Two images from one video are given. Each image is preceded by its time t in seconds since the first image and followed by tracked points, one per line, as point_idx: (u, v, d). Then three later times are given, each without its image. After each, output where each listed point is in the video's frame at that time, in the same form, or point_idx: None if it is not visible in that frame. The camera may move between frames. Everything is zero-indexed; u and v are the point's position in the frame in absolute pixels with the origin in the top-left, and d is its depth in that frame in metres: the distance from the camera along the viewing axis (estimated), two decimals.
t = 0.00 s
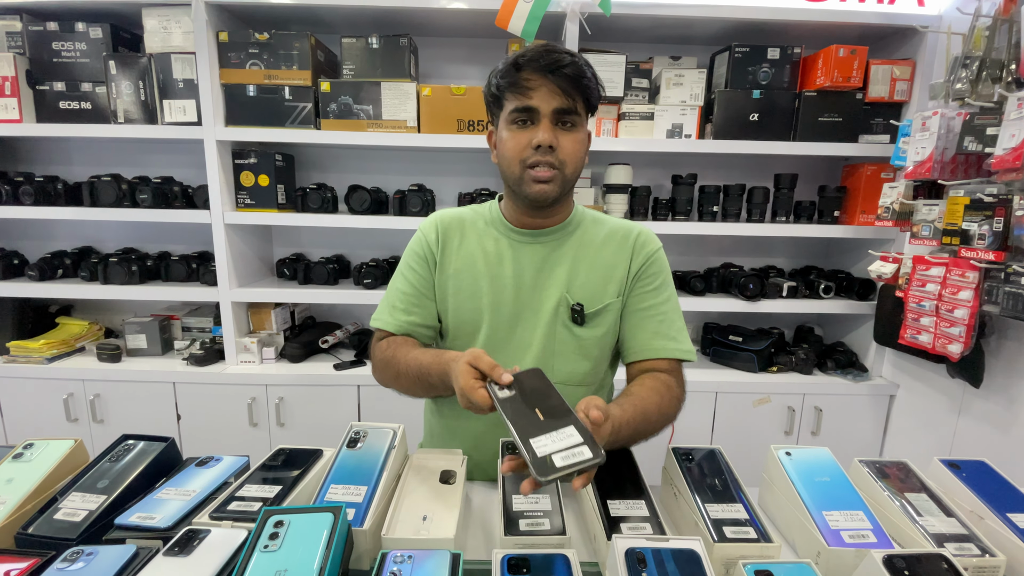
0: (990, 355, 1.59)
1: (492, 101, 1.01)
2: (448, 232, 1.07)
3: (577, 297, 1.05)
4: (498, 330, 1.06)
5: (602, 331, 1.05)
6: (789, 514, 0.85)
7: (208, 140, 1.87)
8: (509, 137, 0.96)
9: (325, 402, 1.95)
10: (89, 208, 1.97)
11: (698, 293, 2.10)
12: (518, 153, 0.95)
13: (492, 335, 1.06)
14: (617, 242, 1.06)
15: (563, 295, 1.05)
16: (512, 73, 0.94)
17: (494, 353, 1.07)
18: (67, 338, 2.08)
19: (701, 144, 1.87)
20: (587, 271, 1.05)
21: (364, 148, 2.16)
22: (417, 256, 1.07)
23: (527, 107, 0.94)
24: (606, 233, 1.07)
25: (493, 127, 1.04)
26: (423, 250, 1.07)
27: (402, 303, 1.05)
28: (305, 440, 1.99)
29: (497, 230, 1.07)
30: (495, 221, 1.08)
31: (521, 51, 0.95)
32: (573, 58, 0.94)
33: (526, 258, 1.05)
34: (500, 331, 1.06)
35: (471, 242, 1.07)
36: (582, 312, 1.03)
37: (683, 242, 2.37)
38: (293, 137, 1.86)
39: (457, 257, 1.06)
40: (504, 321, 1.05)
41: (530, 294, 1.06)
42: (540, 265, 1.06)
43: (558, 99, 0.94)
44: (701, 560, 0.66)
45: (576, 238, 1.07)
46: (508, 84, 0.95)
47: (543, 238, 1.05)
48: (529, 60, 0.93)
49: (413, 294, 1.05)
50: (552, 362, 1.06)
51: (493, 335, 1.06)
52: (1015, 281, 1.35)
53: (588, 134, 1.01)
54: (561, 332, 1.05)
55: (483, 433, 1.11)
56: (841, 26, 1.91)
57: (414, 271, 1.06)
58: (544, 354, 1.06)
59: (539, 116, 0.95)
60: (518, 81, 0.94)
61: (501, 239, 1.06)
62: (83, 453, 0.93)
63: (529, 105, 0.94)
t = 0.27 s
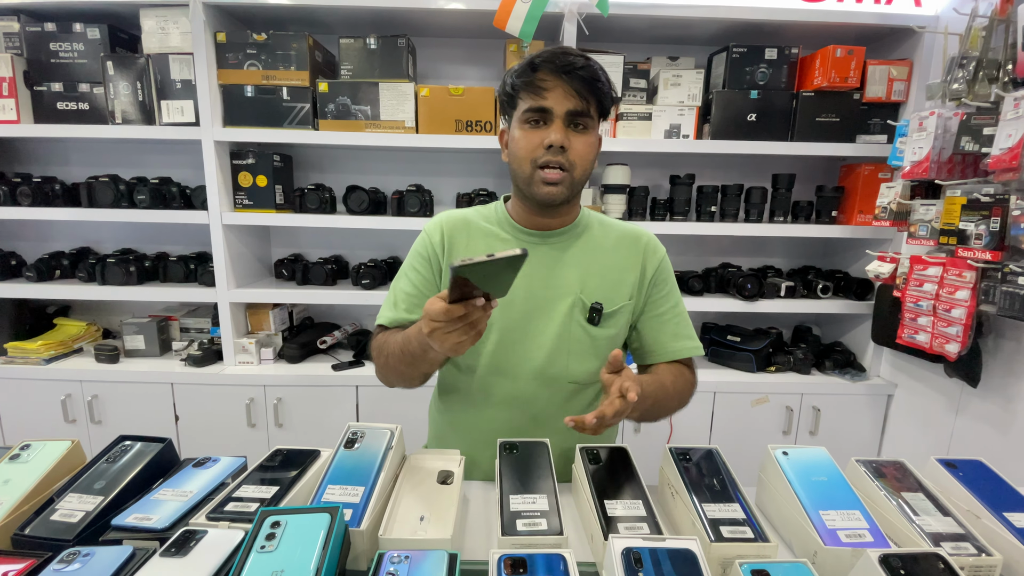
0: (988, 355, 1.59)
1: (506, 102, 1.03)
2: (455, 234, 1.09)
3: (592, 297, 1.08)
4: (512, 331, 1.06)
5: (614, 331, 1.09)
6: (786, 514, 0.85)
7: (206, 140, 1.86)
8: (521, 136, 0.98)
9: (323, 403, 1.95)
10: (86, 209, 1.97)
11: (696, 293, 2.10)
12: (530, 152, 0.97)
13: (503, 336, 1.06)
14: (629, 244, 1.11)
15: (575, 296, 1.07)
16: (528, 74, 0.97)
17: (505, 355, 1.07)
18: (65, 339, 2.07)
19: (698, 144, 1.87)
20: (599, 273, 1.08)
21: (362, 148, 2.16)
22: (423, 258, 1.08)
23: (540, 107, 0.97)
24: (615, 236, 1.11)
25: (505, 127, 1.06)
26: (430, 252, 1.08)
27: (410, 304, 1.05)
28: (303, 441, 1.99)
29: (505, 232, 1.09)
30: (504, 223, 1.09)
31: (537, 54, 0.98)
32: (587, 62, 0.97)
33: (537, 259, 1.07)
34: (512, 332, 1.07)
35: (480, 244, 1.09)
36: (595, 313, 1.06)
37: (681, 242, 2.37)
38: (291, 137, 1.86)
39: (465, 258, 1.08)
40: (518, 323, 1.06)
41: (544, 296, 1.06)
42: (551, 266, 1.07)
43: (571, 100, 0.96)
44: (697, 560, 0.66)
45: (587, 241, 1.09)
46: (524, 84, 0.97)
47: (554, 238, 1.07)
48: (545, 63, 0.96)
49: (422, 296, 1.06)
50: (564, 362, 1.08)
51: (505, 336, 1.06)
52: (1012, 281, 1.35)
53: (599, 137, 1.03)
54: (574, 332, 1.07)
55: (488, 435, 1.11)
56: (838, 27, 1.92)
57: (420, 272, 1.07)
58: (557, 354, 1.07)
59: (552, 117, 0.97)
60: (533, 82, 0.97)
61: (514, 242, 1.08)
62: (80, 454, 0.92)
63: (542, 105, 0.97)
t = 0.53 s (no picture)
0: (982, 355, 1.60)
1: (521, 105, 1.06)
2: (469, 235, 1.09)
3: (605, 303, 1.10)
4: (525, 333, 1.08)
5: (626, 335, 1.11)
6: (782, 513, 0.85)
7: (202, 141, 1.86)
8: (535, 140, 1.00)
9: (320, 404, 1.95)
10: (82, 210, 1.96)
11: (692, 294, 2.10)
12: (544, 155, 0.99)
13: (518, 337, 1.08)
14: (642, 251, 1.13)
15: (590, 299, 1.09)
16: (543, 78, 0.99)
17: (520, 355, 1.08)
18: (61, 340, 2.06)
19: (695, 145, 1.88)
20: (613, 277, 1.10)
21: (359, 149, 2.16)
22: (436, 257, 1.09)
23: (554, 111, 0.99)
24: (628, 241, 1.13)
25: (519, 130, 1.08)
26: (443, 252, 1.09)
27: (424, 303, 1.06)
28: (300, 442, 1.99)
29: (520, 234, 1.10)
30: (519, 225, 1.10)
31: (553, 58, 1.00)
32: (601, 67, 0.99)
33: (552, 262, 1.08)
34: (527, 334, 1.08)
35: (495, 245, 1.09)
36: (609, 316, 1.08)
37: (678, 243, 2.38)
38: (287, 138, 1.85)
39: (480, 259, 1.08)
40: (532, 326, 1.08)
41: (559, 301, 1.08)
42: (566, 269, 1.09)
43: (585, 105, 0.98)
44: (693, 559, 0.66)
45: (601, 245, 1.11)
46: (539, 88, 0.99)
47: (569, 240, 1.09)
48: (561, 67, 0.98)
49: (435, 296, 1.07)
50: (578, 363, 1.10)
51: (519, 338, 1.08)
52: (1006, 281, 1.36)
53: (611, 141, 1.05)
54: (589, 334, 1.09)
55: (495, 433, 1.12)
56: (834, 28, 1.93)
57: (434, 271, 1.08)
58: (571, 356, 1.09)
59: (566, 120, 0.99)
60: (548, 86, 0.99)
61: (529, 246, 1.09)
62: (76, 456, 0.92)
63: (557, 109, 0.98)
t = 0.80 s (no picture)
0: (976, 356, 1.61)
1: (536, 114, 1.05)
2: (484, 240, 1.10)
3: (620, 308, 1.10)
4: (541, 336, 1.08)
5: (640, 341, 1.12)
6: (778, 514, 0.86)
7: (197, 144, 1.86)
8: (550, 150, 1.00)
9: (316, 407, 1.94)
10: (76, 212, 1.95)
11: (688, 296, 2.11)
12: (558, 166, 0.99)
13: (531, 344, 1.08)
14: (656, 258, 1.14)
15: (603, 307, 1.09)
16: (558, 88, 0.99)
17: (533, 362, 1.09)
18: (55, 343, 2.05)
19: (690, 148, 1.89)
20: (627, 285, 1.11)
21: (356, 152, 2.16)
22: (451, 262, 1.09)
23: (569, 122, 0.99)
24: (641, 250, 1.13)
25: (534, 139, 1.08)
26: (458, 257, 1.09)
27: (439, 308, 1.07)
28: (296, 445, 1.98)
29: (534, 241, 1.10)
30: (533, 231, 1.10)
31: (568, 68, 0.99)
32: (617, 77, 0.98)
33: (566, 270, 1.09)
34: (540, 341, 1.09)
35: (509, 251, 1.09)
36: (623, 325, 1.09)
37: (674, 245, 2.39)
38: (283, 141, 1.85)
39: (494, 265, 1.08)
40: (547, 329, 1.08)
41: (575, 304, 1.08)
42: (580, 277, 1.09)
43: (600, 115, 0.98)
44: (690, 561, 0.66)
45: (615, 252, 1.12)
46: (553, 99, 0.99)
47: (583, 248, 1.09)
48: (576, 77, 0.98)
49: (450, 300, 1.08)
50: (591, 370, 1.10)
51: (533, 345, 1.08)
52: (999, 283, 1.38)
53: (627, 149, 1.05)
54: (602, 341, 1.09)
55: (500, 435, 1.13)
56: (827, 32, 1.95)
57: (449, 275, 1.09)
58: (584, 363, 1.10)
59: (581, 131, 0.99)
60: (563, 97, 0.98)
61: (547, 249, 1.09)
62: (71, 460, 0.91)
63: (571, 120, 0.98)
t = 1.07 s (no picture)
0: (962, 354, 1.64)
1: (540, 120, 1.07)
2: (488, 241, 1.11)
3: (622, 308, 1.11)
4: (544, 335, 1.09)
5: (641, 340, 1.13)
6: (767, 510, 0.87)
7: (190, 144, 1.85)
8: (554, 156, 1.02)
9: (309, 408, 1.94)
10: (67, 212, 1.94)
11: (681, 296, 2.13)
12: (562, 171, 1.01)
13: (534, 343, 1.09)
14: (656, 259, 1.16)
15: (606, 307, 1.10)
16: (562, 95, 1.00)
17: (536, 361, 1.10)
18: (45, 344, 2.03)
19: (682, 150, 1.91)
20: (629, 285, 1.12)
21: (349, 152, 2.16)
22: (456, 262, 1.10)
23: (573, 129, 1.00)
24: (642, 251, 1.15)
25: (538, 143, 1.10)
26: (463, 257, 1.11)
27: (443, 307, 1.08)
28: (290, 446, 1.98)
29: (537, 242, 1.11)
30: (536, 233, 1.12)
31: (572, 75, 1.01)
32: (619, 85, 1.00)
33: (569, 271, 1.10)
34: (544, 340, 1.10)
35: (513, 252, 1.11)
36: (624, 324, 1.10)
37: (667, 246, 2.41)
38: (277, 141, 1.85)
39: (499, 265, 1.10)
40: (551, 328, 1.09)
41: (578, 304, 1.10)
42: (582, 278, 1.10)
43: (603, 122, 1.00)
44: (682, 555, 0.67)
45: (617, 254, 1.13)
46: (558, 105, 1.01)
47: (586, 249, 1.11)
48: (580, 85, 0.99)
49: (454, 300, 1.09)
50: (593, 369, 1.12)
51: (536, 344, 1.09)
52: (984, 283, 1.40)
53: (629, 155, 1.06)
54: (604, 341, 1.11)
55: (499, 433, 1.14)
56: (816, 36, 1.98)
57: (454, 275, 1.10)
58: (586, 362, 1.11)
59: (583, 137, 1.01)
60: (567, 104, 1.00)
61: (550, 250, 1.11)
62: (65, 460, 0.91)
63: (575, 126, 1.00)
